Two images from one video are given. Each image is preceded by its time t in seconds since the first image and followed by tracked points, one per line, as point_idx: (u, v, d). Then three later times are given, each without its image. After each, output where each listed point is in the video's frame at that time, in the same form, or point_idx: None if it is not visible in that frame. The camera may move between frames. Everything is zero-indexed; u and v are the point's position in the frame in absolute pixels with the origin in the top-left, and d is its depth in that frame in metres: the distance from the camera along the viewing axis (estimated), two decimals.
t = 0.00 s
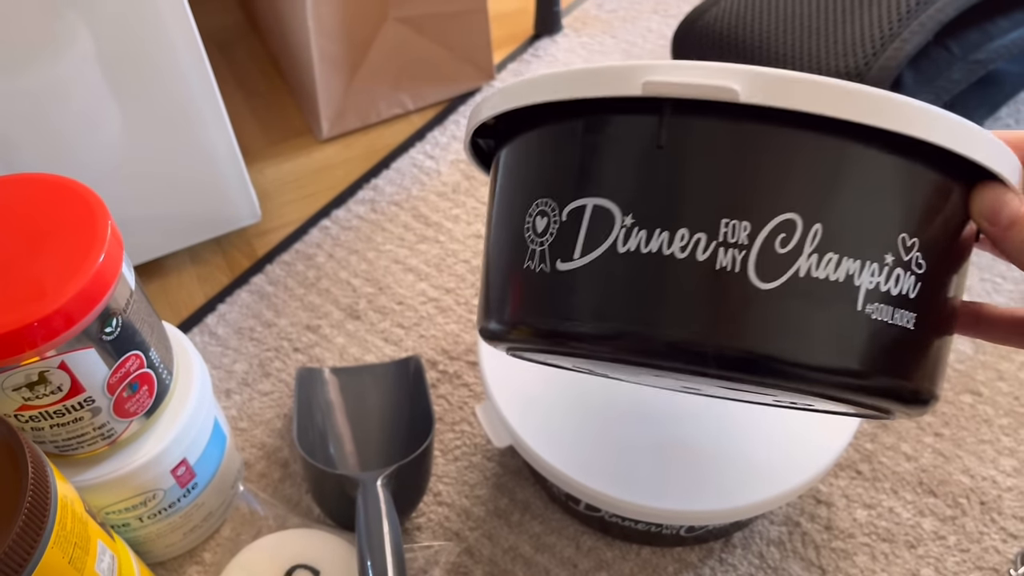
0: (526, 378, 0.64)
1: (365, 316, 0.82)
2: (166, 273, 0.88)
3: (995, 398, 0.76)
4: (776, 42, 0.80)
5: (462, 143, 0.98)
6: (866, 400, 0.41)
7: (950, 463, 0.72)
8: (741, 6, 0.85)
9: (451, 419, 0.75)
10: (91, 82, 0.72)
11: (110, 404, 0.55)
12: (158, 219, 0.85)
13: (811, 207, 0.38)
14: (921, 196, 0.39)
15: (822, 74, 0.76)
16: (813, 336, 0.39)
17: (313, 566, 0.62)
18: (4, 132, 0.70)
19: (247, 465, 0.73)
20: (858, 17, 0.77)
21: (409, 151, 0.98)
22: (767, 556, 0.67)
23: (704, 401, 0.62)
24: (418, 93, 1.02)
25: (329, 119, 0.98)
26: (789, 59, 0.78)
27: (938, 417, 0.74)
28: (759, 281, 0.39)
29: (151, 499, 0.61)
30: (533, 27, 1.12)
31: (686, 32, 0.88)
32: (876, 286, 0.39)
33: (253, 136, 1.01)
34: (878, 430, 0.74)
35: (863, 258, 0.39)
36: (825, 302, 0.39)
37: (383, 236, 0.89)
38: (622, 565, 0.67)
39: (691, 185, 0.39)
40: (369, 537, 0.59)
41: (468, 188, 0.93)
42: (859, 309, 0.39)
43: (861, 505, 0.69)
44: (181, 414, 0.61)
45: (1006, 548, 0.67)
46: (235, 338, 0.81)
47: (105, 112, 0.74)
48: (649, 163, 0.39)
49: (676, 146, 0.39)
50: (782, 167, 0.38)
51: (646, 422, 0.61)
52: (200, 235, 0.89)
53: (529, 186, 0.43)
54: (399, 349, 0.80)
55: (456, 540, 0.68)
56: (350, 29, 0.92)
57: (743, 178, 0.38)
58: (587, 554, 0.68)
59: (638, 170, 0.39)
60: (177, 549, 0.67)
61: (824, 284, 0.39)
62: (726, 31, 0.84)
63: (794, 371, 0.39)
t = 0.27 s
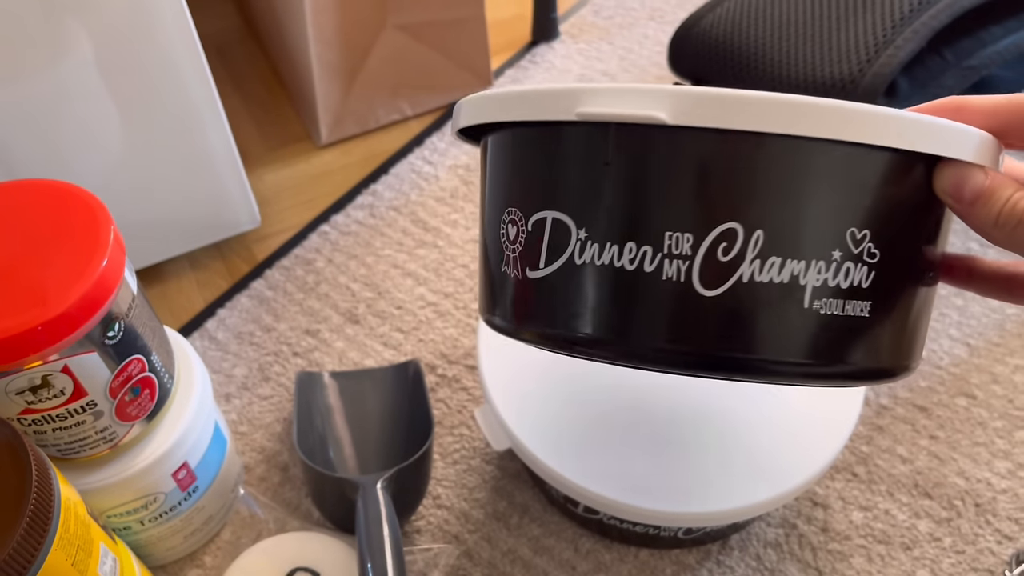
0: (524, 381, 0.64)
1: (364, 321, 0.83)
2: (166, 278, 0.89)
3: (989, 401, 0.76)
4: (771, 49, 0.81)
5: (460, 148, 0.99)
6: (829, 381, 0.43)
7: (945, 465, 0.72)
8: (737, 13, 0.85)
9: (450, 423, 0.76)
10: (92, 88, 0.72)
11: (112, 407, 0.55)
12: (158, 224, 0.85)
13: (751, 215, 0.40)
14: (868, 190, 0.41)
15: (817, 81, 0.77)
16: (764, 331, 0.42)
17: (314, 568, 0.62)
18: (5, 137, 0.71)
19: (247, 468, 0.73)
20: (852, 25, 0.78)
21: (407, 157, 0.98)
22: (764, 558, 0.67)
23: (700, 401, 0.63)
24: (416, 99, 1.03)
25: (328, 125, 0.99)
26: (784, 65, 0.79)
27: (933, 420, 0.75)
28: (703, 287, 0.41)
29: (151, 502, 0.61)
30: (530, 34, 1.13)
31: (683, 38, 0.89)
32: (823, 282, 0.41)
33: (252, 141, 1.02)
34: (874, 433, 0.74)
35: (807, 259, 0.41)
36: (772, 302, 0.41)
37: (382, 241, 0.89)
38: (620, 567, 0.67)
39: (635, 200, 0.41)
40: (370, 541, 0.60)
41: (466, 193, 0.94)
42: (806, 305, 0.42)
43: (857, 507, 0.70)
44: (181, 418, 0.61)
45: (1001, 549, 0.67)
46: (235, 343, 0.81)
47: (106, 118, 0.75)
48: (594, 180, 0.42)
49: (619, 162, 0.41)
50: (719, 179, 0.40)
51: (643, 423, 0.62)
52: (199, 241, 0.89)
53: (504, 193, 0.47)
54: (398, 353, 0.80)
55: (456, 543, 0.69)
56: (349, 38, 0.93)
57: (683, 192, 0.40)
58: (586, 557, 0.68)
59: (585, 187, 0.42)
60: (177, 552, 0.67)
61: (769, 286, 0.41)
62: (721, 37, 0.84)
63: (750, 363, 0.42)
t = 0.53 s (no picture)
0: (523, 384, 0.65)
1: (366, 324, 0.83)
2: (168, 282, 0.89)
3: (990, 404, 0.76)
4: (772, 53, 0.81)
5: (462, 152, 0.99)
6: (829, 395, 0.44)
7: (947, 468, 0.72)
8: (738, 17, 0.86)
9: (452, 426, 0.76)
10: (95, 92, 0.72)
11: (116, 411, 0.55)
12: (160, 229, 0.85)
13: (739, 236, 0.41)
14: (853, 204, 0.41)
15: (818, 85, 0.77)
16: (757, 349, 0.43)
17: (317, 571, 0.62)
18: (9, 142, 0.71)
19: (250, 472, 0.73)
20: (853, 29, 0.78)
21: (408, 161, 0.98)
22: (766, 561, 0.67)
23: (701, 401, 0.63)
24: (417, 103, 1.03)
25: (329, 129, 0.99)
26: (785, 69, 0.79)
27: (934, 422, 0.75)
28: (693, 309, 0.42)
29: (155, 506, 0.62)
30: (531, 38, 1.13)
31: (684, 41, 0.89)
32: (813, 299, 0.42)
33: (253, 146, 1.02)
34: (875, 436, 0.74)
35: (795, 277, 0.42)
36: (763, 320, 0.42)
37: (384, 245, 0.90)
38: (623, 570, 0.67)
39: (623, 226, 0.42)
40: (373, 545, 0.60)
41: (468, 197, 0.94)
42: (798, 322, 0.42)
43: (859, 510, 0.70)
44: (185, 421, 0.61)
45: (1003, 552, 0.67)
46: (238, 347, 0.81)
47: (109, 122, 0.75)
48: (582, 209, 0.43)
49: (605, 190, 0.42)
50: (703, 202, 0.41)
51: (647, 424, 0.62)
52: (202, 244, 0.89)
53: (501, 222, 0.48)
54: (400, 356, 0.81)
55: (458, 546, 0.69)
56: (350, 42, 0.92)
57: (670, 215, 0.41)
58: (588, 560, 0.68)
59: (575, 213, 0.43)
60: (180, 556, 0.67)
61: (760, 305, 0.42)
62: (722, 42, 0.85)
63: (748, 381, 0.43)
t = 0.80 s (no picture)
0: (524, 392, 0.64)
1: (365, 328, 0.83)
2: (167, 286, 0.89)
3: (992, 407, 0.76)
4: (772, 56, 0.81)
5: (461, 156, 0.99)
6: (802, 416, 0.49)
7: (948, 473, 0.72)
8: (738, 19, 0.86)
9: (451, 430, 0.76)
10: (93, 96, 0.72)
11: (114, 415, 0.55)
12: (158, 232, 0.85)
13: (681, 341, 0.44)
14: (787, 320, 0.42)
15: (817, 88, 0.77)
16: (711, 406, 0.47)
17: None
18: (7, 145, 0.71)
19: (249, 476, 0.73)
20: (853, 33, 0.78)
21: (408, 164, 0.98)
22: (767, 565, 0.67)
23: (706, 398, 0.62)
24: (418, 107, 1.03)
25: (329, 132, 0.99)
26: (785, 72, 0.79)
27: (935, 426, 0.75)
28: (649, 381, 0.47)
29: (153, 510, 0.61)
30: (531, 42, 1.13)
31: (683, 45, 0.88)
32: (756, 376, 0.45)
33: (253, 149, 1.02)
34: (876, 440, 0.74)
35: (736, 365, 0.44)
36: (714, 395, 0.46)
37: (383, 249, 0.89)
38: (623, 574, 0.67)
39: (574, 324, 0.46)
40: (373, 551, 0.59)
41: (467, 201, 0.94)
42: (744, 395, 0.46)
43: (861, 514, 0.70)
44: (184, 425, 0.61)
45: (1005, 556, 0.67)
46: (237, 351, 0.81)
47: (107, 127, 0.75)
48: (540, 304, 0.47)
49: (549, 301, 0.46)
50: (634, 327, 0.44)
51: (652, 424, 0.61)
52: (202, 248, 0.89)
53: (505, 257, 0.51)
54: (400, 360, 0.80)
55: (458, 550, 0.68)
56: (350, 45, 0.92)
57: (623, 317, 0.44)
58: (588, 564, 0.68)
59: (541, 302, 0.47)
60: (178, 560, 0.67)
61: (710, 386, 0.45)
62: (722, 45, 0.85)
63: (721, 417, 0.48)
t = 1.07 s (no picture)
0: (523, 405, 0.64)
1: (367, 328, 0.83)
2: (169, 286, 0.89)
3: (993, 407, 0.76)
4: (773, 56, 0.81)
5: (463, 156, 0.99)
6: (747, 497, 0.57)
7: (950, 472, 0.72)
8: (740, 19, 0.85)
9: (452, 430, 0.76)
10: (95, 96, 0.73)
11: (115, 414, 0.55)
12: (161, 232, 0.85)
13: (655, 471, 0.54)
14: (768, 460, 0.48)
15: (819, 87, 0.77)
16: (685, 507, 0.57)
17: None
18: (9, 144, 0.71)
19: (250, 475, 0.73)
20: (854, 32, 0.78)
21: (410, 165, 0.98)
22: (768, 566, 0.67)
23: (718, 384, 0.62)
24: (420, 108, 1.03)
25: (331, 133, 0.99)
26: (786, 72, 0.79)
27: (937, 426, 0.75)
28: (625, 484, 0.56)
29: (154, 509, 0.61)
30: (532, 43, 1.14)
31: (684, 45, 0.88)
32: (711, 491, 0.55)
33: (256, 150, 1.02)
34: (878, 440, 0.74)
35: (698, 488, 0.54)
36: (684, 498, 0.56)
37: (385, 249, 0.89)
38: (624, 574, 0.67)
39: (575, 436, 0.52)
40: (374, 550, 0.59)
41: (469, 201, 0.94)
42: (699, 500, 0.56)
43: (862, 514, 0.70)
44: (185, 425, 0.61)
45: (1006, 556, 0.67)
46: (238, 350, 0.81)
47: (110, 128, 0.75)
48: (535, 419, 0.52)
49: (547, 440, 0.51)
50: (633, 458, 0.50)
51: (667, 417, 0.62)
52: (204, 248, 0.89)
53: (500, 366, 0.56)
54: (401, 360, 0.80)
55: (458, 550, 0.68)
56: (352, 46, 0.92)
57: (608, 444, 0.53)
58: (589, 564, 0.68)
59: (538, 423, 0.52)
60: (179, 559, 0.67)
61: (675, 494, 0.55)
62: (723, 44, 0.85)
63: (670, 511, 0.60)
